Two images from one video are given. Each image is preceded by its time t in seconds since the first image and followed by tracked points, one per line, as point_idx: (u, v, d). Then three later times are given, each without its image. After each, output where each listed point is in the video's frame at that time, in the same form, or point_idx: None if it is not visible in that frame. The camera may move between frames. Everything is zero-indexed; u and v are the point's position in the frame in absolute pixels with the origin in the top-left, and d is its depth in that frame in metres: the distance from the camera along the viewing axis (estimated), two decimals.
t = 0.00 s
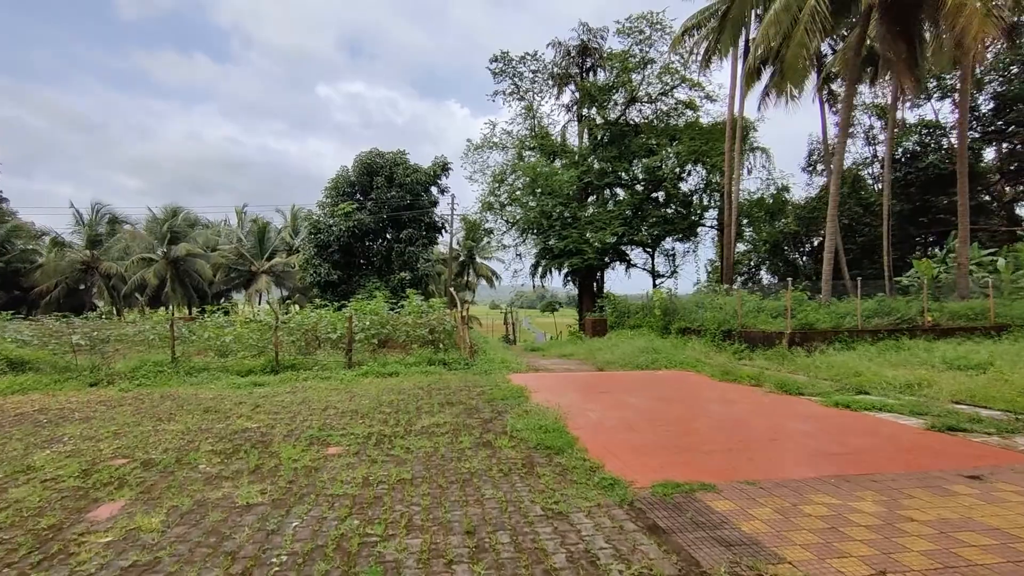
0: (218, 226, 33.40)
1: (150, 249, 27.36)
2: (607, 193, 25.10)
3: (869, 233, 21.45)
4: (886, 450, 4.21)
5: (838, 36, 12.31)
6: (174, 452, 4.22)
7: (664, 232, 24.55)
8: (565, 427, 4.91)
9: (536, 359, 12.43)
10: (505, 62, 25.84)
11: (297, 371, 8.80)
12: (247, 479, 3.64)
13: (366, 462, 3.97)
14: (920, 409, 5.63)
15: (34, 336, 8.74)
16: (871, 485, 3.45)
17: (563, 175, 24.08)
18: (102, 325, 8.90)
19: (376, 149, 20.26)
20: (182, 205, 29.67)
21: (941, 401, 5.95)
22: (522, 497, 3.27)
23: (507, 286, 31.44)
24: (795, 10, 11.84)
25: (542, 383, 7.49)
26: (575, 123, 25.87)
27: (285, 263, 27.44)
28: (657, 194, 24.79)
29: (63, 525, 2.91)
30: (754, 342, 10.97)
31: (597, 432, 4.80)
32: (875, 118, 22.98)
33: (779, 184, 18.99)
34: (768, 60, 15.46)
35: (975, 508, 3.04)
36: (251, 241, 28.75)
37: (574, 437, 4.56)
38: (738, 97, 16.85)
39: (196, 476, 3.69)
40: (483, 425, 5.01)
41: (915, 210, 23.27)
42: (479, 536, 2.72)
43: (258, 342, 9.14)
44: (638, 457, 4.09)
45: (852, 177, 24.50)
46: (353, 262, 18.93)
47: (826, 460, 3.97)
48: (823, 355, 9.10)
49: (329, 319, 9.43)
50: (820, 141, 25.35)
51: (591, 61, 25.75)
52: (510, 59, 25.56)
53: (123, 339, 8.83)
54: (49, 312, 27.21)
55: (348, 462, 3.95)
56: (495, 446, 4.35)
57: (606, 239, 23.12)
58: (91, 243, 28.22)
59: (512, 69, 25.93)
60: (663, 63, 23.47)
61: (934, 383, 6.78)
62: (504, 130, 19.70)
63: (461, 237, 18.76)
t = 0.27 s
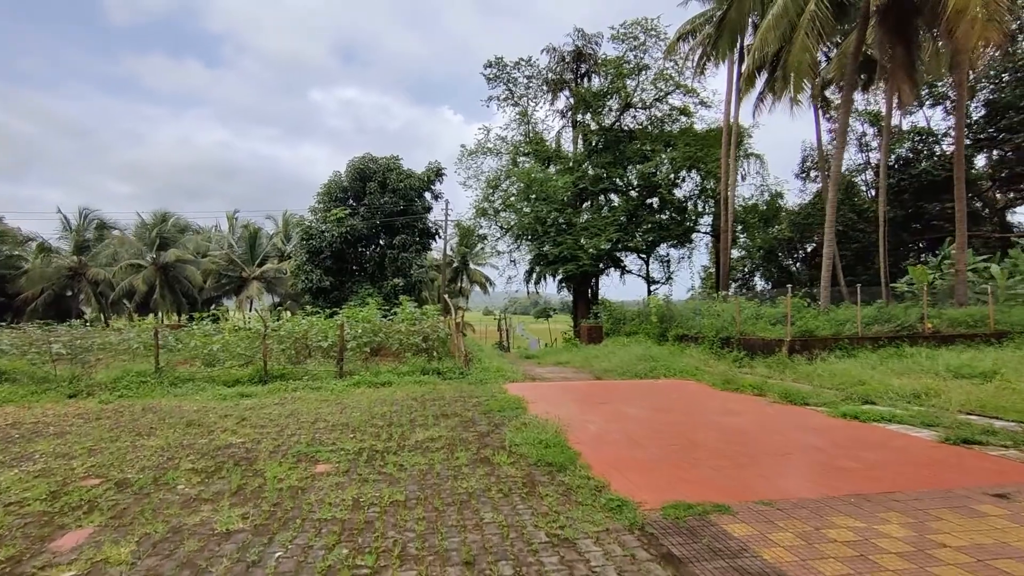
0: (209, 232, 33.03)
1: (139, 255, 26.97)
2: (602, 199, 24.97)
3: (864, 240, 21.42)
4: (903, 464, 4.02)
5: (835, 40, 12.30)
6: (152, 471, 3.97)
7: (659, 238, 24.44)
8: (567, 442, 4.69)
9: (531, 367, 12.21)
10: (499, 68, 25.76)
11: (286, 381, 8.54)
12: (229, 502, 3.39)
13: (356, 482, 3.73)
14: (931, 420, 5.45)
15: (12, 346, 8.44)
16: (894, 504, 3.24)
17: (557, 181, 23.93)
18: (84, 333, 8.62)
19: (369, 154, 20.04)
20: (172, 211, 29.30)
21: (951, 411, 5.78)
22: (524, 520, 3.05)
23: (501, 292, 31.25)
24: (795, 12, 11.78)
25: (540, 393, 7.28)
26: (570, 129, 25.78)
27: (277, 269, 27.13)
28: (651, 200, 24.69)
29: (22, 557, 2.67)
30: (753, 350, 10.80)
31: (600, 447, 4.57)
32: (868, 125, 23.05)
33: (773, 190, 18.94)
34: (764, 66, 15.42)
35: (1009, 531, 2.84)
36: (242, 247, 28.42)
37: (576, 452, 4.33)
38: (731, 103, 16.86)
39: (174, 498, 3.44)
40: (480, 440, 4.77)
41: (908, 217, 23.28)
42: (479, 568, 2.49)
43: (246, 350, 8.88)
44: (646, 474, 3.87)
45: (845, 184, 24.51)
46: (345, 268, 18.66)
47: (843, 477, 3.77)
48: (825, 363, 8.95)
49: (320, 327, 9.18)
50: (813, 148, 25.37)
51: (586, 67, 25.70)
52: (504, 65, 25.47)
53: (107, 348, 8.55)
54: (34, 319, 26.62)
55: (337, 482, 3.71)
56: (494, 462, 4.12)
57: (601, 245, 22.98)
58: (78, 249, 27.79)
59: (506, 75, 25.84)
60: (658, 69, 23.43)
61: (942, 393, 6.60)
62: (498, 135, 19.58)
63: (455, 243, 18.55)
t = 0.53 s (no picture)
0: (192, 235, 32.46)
1: (120, 258, 26.39)
2: (592, 203, 24.86)
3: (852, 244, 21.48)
4: (916, 472, 3.86)
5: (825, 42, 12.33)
6: (121, 485, 3.70)
7: (649, 241, 24.36)
8: (565, 450, 4.48)
9: (522, 372, 11.99)
10: (488, 70, 25.60)
11: (270, 387, 8.25)
12: (204, 519, 3.13)
13: (343, 495, 3.49)
14: (936, 425, 5.31)
15: None
16: (915, 517, 3.08)
17: (547, 183, 23.78)
18: (57, 337, 8.26)
19: (357, 156, 19.73)
20: (155, 213, 28.73)
21: (954, 415, 5.66)
22: (525, 537, 2.83)
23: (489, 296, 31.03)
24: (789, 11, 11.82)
25: (533, 399, 7.06)
26: (560, 132, 25.66)
27: (262, 272, 26.69)
28: (641, 203, 24.63)
29: None
30: (747, 354, 10.67)
31: (600, 455, 4.38)
32: (856, 130, 23.18)
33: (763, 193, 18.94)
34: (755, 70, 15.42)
35: None
36: (226, 250, 27.93)
37: (576, 461, 4.11)
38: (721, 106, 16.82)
39: (144, 516, 3.18)
40: (474, 448, 4.55)
41: (896, 221, 23.41)
42: None
43: (228, 355, 8.56)
44: (651, 485, 3.67)
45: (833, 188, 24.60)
46: (332, 271, 18.33)
47: (857, 486, 3.60)
48: (820, 367, 8.83)
49: (306, 330, 8.90)
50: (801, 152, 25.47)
51: (576, 70, 25.62)
52: (493, 67, 25.30)
53: (82, 352, 8.21)
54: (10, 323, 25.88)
55: (322, 496, 3.46)
56: (489, 473, 3.89)
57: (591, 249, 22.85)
58: (57, 251, 27.13)
59: (496, 77, 25.68)
60: (648, 73, 23.40)
61: (943, 397, 6.48)
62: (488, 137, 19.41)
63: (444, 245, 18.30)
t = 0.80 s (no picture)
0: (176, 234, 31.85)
1: (101, 258, 25.80)
2: (582, 202, 24.71)
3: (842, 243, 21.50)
4: (931, 481, 3.70)
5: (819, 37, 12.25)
6: (87, 503, 3.42)
7: (639, 241, 24.24)
8: (563, 460, 4.27)
9: (514, 373, 11.77)
10: (477, 67, 25.35)
11: (253, 392, 7.96)
12: (174, 543, 2.87)
13: (328, 513, 3.24)
14: (942, 428, 5.16)
15: None
16: (937, 532, 2.90)
17: (537, 182, 23.56)
18: (29, 341, 7.91)
19: (344, 154, 19.38)
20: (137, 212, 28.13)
21: (958, 418, 5.53)
22: (525, 561, 2.60)
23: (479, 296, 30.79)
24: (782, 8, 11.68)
25: (527, 403, 6.84)
26: (549, 130, 25.47)
27: (248, 272, 26.25)
28: (631, 202, 24.52)
29: None
30: (741, 354, 10.54)
31: (600, 464, 4.17)
32: (845, 129, 23.23)
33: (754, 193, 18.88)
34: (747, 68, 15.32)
35: None
36: (211, 250, 27.42)
37: (575, 472, 3.90)
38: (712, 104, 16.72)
39: (109, 540, 2.91)
40: (467, 458, 4.32)
41: (884, 220, 23.48)
42: None
43: (209, 359, 8.25)
44: (656, 498, 3.46)
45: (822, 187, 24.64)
46: (319, 271, 17.98)
47: (872, 498, 3.42)
48: (816, 367, 8.70)
49: (291, 332, 8.62)
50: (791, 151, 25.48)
51: (566, 68, 25.43)
52: (482, 64, 25.03)
53: (56, 356, 7.87)
54: None
55: (304, 514, 3.22)
56: (484, 486, 3.67)
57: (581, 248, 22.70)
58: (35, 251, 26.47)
59: (485, 75, 25.42)
60: (638, 71, 23.28)
61: (944, 399, 6.35)
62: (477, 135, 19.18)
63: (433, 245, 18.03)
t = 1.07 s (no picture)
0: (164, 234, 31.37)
1: (87, 257, 25.33)
2: (576, 200, 24.52)
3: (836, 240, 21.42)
4: (952, 486, 3.50)
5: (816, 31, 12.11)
6: (49, 517, 3.16)
7: (633, 239, 24.06)
8: (563, 464, 4.04)
9: (508, 373, 11.54)
10: (470, 64, 25.09)
11: (239, 394, 7.69)
12: (140, 562, 2.62)
13: (311, 526, 3.00)
14: (953, 428, 4.99)
15: None
16: (967, 542, 2.69)
17: (531, 180, 23.34)
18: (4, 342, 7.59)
19: (335, 151, 19.06)
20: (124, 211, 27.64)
21: (968, 418, 5.36)
22: None
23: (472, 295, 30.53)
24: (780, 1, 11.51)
25: (523, 404, 6.61)
26: (543, 128, 25.25)
27: (238, 272, 25.86)
28: (625, 201, 24.35)
29: None
30: (739, 353, 10.36)
31: (602, 469, 3.95)
32: (839, 127, 23.17)
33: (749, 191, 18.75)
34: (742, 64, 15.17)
35: None
36: (200, 249, 27.00)
37: (576, 478, 3.68)
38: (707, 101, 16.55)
39: (70, 559, 2.66)
40: (461, 463, 4.09)
41: (878, 218, 23.43)
42: None
43: (194, 360, 7.96)
44: (664, 506, 3.24)
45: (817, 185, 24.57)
46: (309, 270, 17.66)
47: (894, 503, 3.22)
48: (817, 366, 8.53)
49: (280, 332, 8.35)
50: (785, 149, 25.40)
51: (559, 65, 25.22)
52: (475, 61, 24.77)
53: (32, 358, 7.56)
54: None
55: (285, 528, 2.97)
56: (480, 494, 3.44)
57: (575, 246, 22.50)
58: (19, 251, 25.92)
59: (478, 71, 25.16)
60: (632, 68, 23.11)
61: (950, 397, 6.19)
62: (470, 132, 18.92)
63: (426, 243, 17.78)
